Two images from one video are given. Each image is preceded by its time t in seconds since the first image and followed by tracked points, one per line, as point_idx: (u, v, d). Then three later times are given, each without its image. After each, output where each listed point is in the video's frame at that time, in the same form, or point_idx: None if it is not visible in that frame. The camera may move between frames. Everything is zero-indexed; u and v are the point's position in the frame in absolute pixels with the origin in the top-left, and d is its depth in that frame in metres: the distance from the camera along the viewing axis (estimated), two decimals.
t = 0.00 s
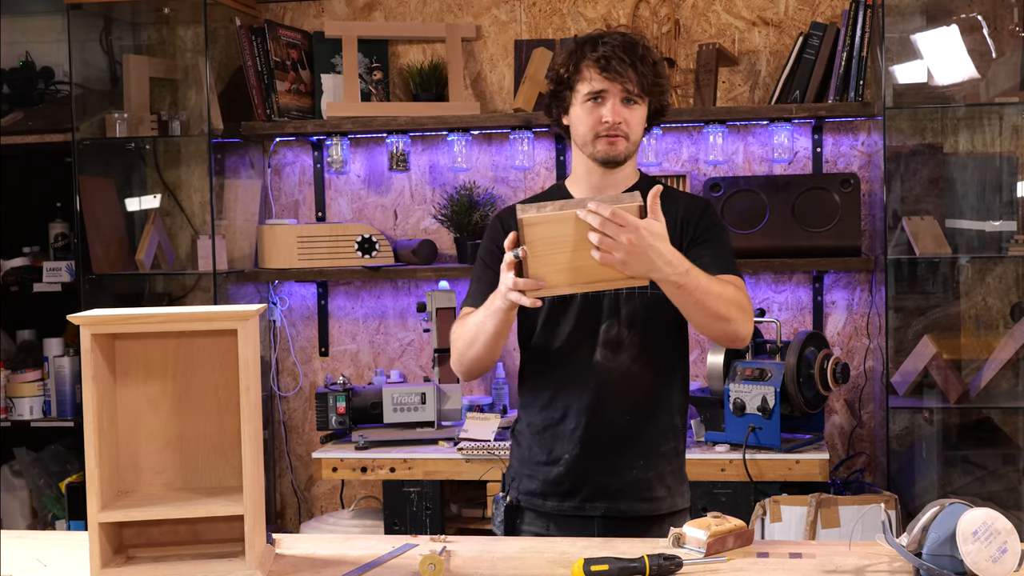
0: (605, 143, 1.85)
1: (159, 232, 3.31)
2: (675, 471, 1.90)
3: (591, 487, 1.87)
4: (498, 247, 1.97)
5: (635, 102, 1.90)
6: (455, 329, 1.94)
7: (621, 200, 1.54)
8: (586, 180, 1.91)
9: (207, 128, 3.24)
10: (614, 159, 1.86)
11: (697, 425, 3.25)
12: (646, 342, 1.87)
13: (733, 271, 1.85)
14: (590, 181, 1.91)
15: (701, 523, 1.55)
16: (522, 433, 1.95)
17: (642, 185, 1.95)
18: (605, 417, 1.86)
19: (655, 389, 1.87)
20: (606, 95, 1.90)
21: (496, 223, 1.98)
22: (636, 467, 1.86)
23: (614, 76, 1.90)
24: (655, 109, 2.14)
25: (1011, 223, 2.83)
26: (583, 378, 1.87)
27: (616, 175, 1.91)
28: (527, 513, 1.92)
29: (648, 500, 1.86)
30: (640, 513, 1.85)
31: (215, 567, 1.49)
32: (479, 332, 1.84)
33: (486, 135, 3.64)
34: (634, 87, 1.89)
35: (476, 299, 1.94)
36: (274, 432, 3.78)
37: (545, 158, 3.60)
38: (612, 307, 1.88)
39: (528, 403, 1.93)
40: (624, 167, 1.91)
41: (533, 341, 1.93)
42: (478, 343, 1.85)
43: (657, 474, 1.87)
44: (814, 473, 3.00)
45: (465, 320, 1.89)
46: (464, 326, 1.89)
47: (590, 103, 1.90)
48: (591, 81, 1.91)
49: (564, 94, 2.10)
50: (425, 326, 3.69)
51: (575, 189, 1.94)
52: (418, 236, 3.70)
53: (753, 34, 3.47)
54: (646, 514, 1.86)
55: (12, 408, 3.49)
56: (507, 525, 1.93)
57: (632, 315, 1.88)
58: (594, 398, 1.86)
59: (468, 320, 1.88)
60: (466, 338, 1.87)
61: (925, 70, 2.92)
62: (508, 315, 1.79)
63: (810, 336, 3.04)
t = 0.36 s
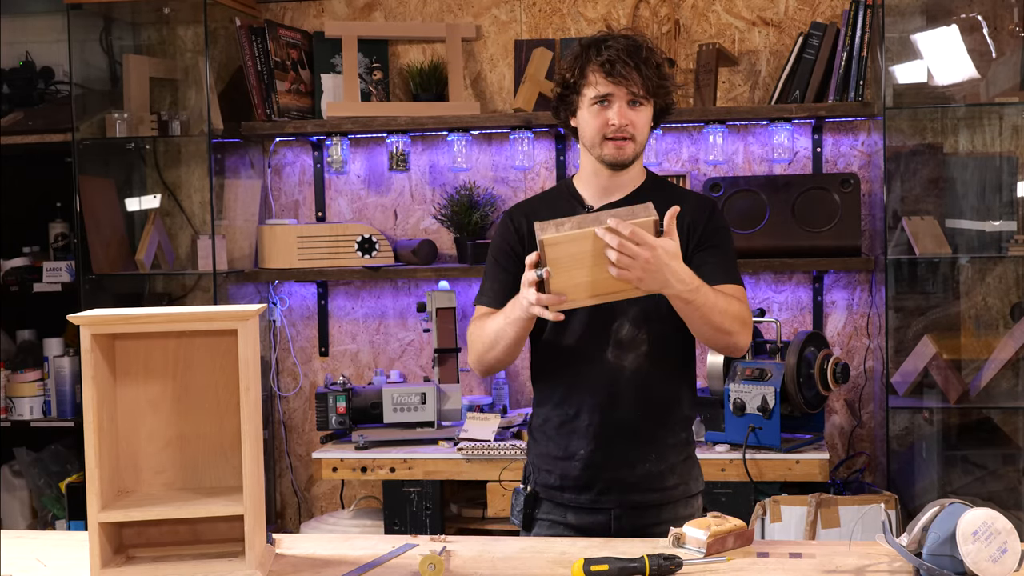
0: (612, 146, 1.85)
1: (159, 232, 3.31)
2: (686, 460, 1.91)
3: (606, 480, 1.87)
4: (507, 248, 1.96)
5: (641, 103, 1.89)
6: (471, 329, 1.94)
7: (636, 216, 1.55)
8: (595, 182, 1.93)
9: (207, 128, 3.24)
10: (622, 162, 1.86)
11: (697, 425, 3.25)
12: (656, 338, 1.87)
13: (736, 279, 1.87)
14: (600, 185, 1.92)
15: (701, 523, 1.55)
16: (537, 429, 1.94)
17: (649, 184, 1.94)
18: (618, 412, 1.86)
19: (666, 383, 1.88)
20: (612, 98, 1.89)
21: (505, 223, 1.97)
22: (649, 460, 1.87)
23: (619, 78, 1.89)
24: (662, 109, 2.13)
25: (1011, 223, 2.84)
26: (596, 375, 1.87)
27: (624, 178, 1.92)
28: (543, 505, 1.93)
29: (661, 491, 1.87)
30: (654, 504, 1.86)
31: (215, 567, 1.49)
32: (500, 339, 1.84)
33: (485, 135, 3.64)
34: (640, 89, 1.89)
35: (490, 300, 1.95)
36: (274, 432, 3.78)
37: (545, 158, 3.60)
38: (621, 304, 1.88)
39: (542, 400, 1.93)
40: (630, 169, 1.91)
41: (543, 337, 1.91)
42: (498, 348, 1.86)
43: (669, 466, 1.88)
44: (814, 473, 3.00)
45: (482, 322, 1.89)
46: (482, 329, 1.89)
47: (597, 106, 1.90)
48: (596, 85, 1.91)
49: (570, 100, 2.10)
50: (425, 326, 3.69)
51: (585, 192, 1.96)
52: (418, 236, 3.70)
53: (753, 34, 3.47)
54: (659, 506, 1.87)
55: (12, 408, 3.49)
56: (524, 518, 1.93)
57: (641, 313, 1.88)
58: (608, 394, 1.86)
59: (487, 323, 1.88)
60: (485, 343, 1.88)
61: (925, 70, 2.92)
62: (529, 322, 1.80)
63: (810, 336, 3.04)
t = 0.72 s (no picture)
0: (606, 141, 1.86)
1: (159, 232, 3.31)
2: (685, 458, 1.89)
3: (602, 478, 1.87)
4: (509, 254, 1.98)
5: (633, 100, 1.90)
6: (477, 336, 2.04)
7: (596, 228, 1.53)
8: (590, 183, 1.93)
9: (207, 128, 3.24)
10: (616, 156, 1.86)
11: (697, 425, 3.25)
12: (650, 339, 1.88)
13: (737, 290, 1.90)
14: (595, 184, 1.93)
15: (701, 523, 1.55)
16: (537, 427, 1.96)
17: (645, 183, 1.94)
18: (613, 412, 1.86)
19: (662, 383, 1.87)
20: (605, 95, 1.90)
21: (506, 230, 2.00)
22: (644, 459, 1.86)
23: (611, 76, 1.90)
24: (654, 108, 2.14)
25: (1011, 223, 2.85)
26: (593, 375, 1.87)
27: (619, 176, 1.92)
28: (543, 501, 1.94)
29: (657, 489, 1.86)
30: (649, 502, 1.86)
31: (215, 567, 1.49)
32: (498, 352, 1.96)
33: (485, 135, 3.64)
34: (632, 85, 1.89)
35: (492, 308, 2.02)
36: (274, 432, 3.78)
37: (545, 158, 3.59)
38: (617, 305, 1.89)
39: (543, 399, 1.94)
40: (625, 165, 1.91)
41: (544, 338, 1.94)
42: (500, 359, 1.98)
43: (666, 464, 1.87)
44: (814, 474, 3.00)
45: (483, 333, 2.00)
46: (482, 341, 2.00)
47: (590, 104, 1.91)
48: (589, 83, 1.92)
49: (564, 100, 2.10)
50: (425, 326, 3.69)
51: (580, 193, 1.96)
52: (418, 236, 3.70)
53: (753, 34, 3.47)
54: (655, 503, 1.87)
55: (12, 408, 3.49)
56: (525, 514, 1.95)
57: (637, 314, 1.88)
58: (603, 394, 1.86)
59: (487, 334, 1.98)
60: (486, 355, 1.99)
61: (925, 70, 2.92)
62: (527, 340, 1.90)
63: (810, 336, 3.04)
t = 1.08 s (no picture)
0: (600, 151, 1.87)
1: (159, 232, 3.31)
2: (687, 456, 1.90)
3: (606, 475, 1.87)
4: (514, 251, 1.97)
5: (623, 106, 1.88)
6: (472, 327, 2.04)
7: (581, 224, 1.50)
8: (597, 182, 1.94)
9: (207, 128, 3.24)
10: (610, 165, 1.88)
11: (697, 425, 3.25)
12: (656, 336, 1.87)
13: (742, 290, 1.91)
14: (598, 186, 1.94)
15: (701, 523, 1.55)
16: (541, 425, 1.95)
17: (652, 183, 1.95)
18: (618, 409, 1.86)
19: (666, 380, 1.87)
20: (593, 106, 1.89)
21: (512, 225, 1.99)
22: (648, 456, 1.86)
23: (596, 86, 1.88)
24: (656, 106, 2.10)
25: (1011, 223, 2.85)
26: (597, 373, 1.87)
27: (623, 177, 1.93)
28: (546, 499, 1.94)
29: (661, 486, 1.87)
30: (653, 499, 1.86)
31: (215, 567, 1.49)
32: (490, 339, 1.95)
33: (485, 135, 3.64)
34: (617, 92, 1.86)
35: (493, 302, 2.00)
36: (274, 432, 3.78)
37: (545, 158, 3.60)
38: (622, 303, 1.88)
39: (546, 397, 1.94)
40: (624, 169, 1.91)
41: (547, 337, 1.93)
42: (489, 352, 1.97)
43: (670, 461, 1.87)
44: (814, 473, 3.00)
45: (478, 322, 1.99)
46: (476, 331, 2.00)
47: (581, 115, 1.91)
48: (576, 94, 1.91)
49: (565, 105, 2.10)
50: (425, 326, 3.69)
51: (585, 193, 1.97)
52: (418, 236, 3.70)
53: (753, 34, 3.47)
54: (659, 500, 1.87)
55: (12, 408, 3.49)
56: (527, 513, 1.95)
57: (643, 312, 1.88)
58: (608, 391, 1.86)
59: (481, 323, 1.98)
60: (479, 344, 1.98)
61: (925, 70, 2.92)
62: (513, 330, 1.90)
63: (810, 336, 3.03)
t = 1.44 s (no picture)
0: (620, 148, 1.85)
1: (159, 232, 3.31)
2: (692, 457, 1.90)
3: (612, 476, 1.87)
4: (517, 251, 1.97)
5: (649, 105, 1.88)
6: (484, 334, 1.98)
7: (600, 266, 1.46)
8: (604, 181, 1.93)
9: (207, 128, 3.25)
10: (631, 163, 1.86)
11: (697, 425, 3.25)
12: (662, 336, 1.87)
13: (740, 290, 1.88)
14: (608, 184, 1.93)
15: (701, 523, 1.55)
16: (546, 425, 1.95)
17: (657, 184, 1.94)
18: (624, 410, 1.86)
19: (672, 380, 1.87)
20: (619, 100, 1.87)
21: (515, 227, 1.98)
22: (654, 457, 1.86)
23: (627, 81, 1.87)
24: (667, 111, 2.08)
25: (1011, 223, 2.81)
26: (602, 374, 1.87)
27: (632, 177, 1.92)
28: (551, 499, 1.94)
29: (667, 487, 1.87)
30: (659, 500, 1.86)
31: (215, 567, 1.49)
32: (513, 350, 1.89)
33: (486, 135, 3.64)
34: (648, 90, 1.86)
35: (500, 303, 1.97)
36: (274, 432, 3.78)
37: (545, 158, 3.60)
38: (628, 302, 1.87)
39: (551, 397, 1.94)
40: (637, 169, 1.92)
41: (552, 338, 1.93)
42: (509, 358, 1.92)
43: (675, 462, 1.87)
44: (814, 474, 3.00)
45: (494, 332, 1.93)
46: (493, 339, 1.94)
47: (605, 109, 1.88)
48: (604, 88, 1.89)
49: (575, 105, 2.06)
50: (425, 326, 3.69)
51: (592, 191, 1.96)
52: (418, 236, 3.70)
53: (753, 34, 3.47)
54: (665, 501, 1.87)
55: (12, 408, 3.49)
56: (532, 513, 1.95)
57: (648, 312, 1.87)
58: (614, 392, 1.86)
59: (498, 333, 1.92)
60: (497, 353, 1.93)
61: (926, 70, 2.93)
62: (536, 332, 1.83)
63: (810, 336, 3.05)
